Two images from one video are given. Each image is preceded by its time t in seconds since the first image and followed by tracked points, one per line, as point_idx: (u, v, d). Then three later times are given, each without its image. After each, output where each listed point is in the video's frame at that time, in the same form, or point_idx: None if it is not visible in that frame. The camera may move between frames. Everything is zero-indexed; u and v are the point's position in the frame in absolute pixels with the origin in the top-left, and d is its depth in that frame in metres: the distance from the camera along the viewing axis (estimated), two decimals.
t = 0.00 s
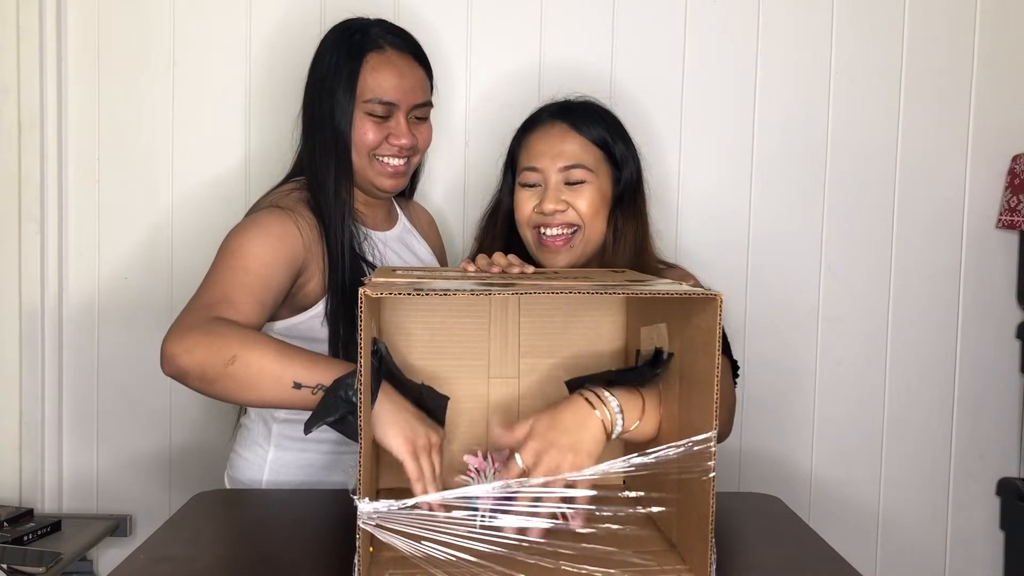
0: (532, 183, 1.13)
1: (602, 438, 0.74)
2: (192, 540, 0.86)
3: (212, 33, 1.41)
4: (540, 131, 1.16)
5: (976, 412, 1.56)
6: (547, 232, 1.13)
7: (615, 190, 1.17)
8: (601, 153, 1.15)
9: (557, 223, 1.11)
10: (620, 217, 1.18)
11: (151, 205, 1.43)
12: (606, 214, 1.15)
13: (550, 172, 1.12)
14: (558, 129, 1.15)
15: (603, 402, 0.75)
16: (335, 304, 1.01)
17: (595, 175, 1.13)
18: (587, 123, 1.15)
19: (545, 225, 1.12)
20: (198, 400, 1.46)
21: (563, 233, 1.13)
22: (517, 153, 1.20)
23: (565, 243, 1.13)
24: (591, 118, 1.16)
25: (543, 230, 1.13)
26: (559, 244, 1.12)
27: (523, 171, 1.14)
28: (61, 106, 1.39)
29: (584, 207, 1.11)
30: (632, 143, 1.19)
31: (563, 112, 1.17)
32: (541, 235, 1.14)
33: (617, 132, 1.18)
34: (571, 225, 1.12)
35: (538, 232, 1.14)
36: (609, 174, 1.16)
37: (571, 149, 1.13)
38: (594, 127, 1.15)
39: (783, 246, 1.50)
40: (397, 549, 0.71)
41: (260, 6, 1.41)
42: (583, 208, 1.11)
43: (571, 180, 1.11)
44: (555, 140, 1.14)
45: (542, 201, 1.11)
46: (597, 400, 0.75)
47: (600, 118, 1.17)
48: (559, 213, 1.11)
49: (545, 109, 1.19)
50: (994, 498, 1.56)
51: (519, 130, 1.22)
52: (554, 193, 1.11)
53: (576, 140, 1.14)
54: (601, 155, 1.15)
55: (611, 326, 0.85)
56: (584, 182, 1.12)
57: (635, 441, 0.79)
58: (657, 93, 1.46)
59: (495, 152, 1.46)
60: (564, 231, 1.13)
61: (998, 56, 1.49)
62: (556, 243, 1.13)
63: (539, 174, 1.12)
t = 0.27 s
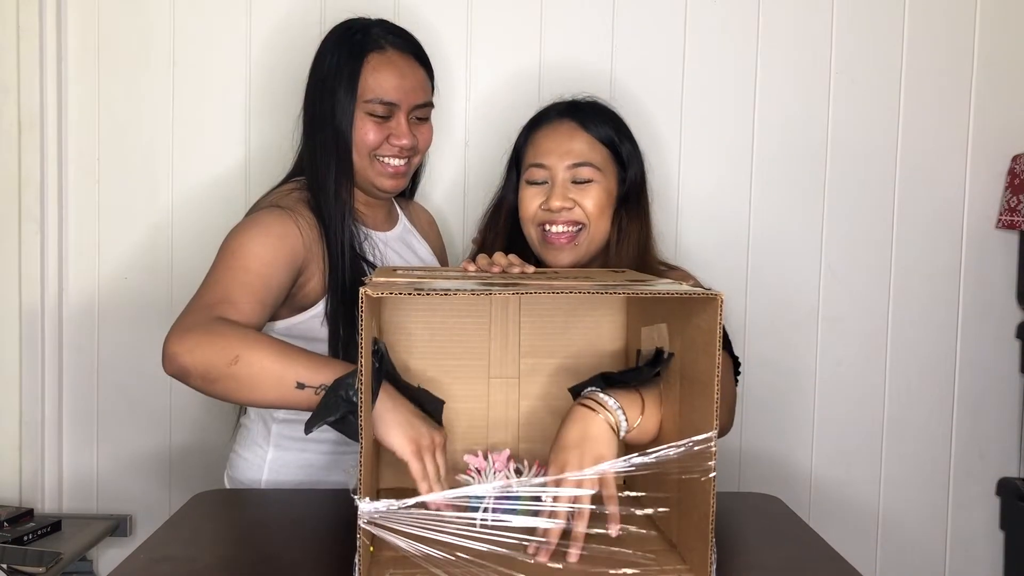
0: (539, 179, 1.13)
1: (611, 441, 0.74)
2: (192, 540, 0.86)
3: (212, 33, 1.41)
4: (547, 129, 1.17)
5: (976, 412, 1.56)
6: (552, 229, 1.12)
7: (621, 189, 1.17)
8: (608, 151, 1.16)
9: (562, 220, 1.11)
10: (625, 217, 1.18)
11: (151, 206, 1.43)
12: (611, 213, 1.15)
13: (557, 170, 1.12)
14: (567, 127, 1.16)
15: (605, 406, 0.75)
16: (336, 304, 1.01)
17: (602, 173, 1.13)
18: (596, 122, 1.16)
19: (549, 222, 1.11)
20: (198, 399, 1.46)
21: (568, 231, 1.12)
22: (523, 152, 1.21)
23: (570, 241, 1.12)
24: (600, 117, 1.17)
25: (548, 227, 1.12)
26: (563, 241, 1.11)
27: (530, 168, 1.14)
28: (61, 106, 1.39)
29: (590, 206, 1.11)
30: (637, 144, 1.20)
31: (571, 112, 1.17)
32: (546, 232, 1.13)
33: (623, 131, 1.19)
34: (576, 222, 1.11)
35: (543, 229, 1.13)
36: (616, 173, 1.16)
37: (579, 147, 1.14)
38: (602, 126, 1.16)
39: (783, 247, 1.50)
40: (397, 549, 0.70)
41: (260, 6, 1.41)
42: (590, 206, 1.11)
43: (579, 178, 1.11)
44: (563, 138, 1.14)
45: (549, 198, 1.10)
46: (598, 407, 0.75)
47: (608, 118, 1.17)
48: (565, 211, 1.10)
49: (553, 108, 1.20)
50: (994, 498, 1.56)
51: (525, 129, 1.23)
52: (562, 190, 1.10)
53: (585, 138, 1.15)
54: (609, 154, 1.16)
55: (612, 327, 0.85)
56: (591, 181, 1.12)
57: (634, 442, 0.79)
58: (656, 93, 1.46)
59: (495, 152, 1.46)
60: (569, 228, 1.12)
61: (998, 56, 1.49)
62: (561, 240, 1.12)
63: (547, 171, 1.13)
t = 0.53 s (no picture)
0: (544, 174, 1.13)
1: (606, 440, 0.74)
2: (192, 540, 0.86)
3: (212, 33, 1.41)
4: (552, 126, 1.17)
5: (976, 413, 1.56)
6: (554, 225, 1.11)
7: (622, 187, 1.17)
8: (612, 148, 1.16)
9: (566, 215, 1.11)
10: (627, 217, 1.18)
11: (151, 206, 1.43)
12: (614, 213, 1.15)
13: (562, 165, 1.12)
14: (572, 124, 1.16)
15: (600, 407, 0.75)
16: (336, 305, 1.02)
17: (606, 170, 1.13)
18: (601, 119, 1.17)
19: (553, 217, 1.11)
20: (198, 399, 1.46)
21: (571, 227, 1.12)
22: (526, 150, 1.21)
23: (573, 237, 1.12)
24: (605, 115, 1.17)
25: (551, 223, 1.11)
26: (566, 237, 1.11)
27: (534, 163, 1.14)
28: (61, 107, 1.39)
29: (594, 202, 1.11)
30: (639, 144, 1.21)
31: (575, 109, 1.18)
32: (548, 228, 1.12)
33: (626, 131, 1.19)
34: (580, 219, 1.11)
35: (546, 226, 1.12)
36: (619, 172, 1.16)
37: (585, 143, 1.14)
38: (607, 125, 1.17)
39: (783, 247, 1.50)
40: (397, 549, 0.70)
41: (260, 6, 1.41)
42: (593, 203, 1.11)
43: (583, 174, 1.12)
44: (569, 134, 1.14)
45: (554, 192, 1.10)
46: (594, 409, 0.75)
47: (613, 117, 1.18)
48: (569, 206, 1.10)
49: (557, 106, 1.20)
50: (994, 498, 1.56)
51: (529, 126, 1.23)
52: (567, 185, 1.11)
53: (590, 135, 1.15)
54: (612, 152, 1.16)
55: (612, 327, 0.85)
56: (595, 177, 1.13)
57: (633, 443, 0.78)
58: (656, 93, 1.46)
59: (495, 152, 1.46)
60: (572, 225, 1.12)
61: (998, 56, 1.49)
62: (564, 236, 1.11)
63: (552, 166, 1.12)
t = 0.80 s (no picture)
0: (545, 169, 1.13)
1: (606, 439, 0.73)
2: (192, 540, 0.86)
3: (212, 33, 1.41)
4: (554, 123, 1.17)
5: (976, 413, 1.56)
6: (555, 220, 1.11)
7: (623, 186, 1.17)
8: (614, 146, 1.16)
9: (566, 210, 1.11)
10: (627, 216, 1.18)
11: (151, 205, 1.43)
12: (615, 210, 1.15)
13: (563, 161, 1.12)
14: (574, 121, 1.16)
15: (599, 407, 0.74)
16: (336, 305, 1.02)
17: (607, 167, 1.14)
18: (603, 118, 1.16)
19: (553, 212, 1.11)
20: (198, 399, 1.46)
21: (572, 222, 1.12)
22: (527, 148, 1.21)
23: (573, 233, 1.12)
24: (608, 113, 1.17)
25: (551, 218, 1.11)
26: (566, 233, 1.11)
27: (536, 159, 1.14)
28: (61, 107, 1.39)
29: (595, 198, 1.11)
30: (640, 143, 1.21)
31: (576, 107, 1.18)
32: (549, 223, 1.12)
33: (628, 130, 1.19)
34: (580, 214, 1.11)
35: (546, 221, 1.12)
36: (620, 170, 1.16)
37: (587, 139, 1.14)
38: (609, 123, 1.16)
39: (783, 247, 1.50)
40: (397, 549, 0.70)
41: (260, 6, 1.41)
42: (594, 198, 1.11)
43: (585, 170, 1.12)
44: (570, 131, 1.15)
45: (555, 187, 1.10)
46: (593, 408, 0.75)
47: (615, 115, 1.18)
48: (570, 201, 1.10)
49: (559, 104, 1.20)
50: (994, 498, 1.56)
51: (531, 125, 1.23)
52: (568, 180, 1.11)
53: (592, 132, 1.15)
54: (614, 150, 1.16)
55: (611, 327, 0.85)
56: (596, 174, 1.13)
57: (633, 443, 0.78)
58: (656, 93, 1.46)
59: (495, 152, 1.46)
60: (573, 220, 1.12)
61: (998, 56, 1.49)
62: (564, 232, 1.11)
63: (553, 162, 1.13)
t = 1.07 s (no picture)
0: (546, 167, 1.13)
1: (598, 443, 0.75)
2: (192, 540, 0.86)
3: (212, 32, 1.41)
4: (556, 123, 1.17)
5: (976, 412, 1.56)
6: (555, 218, 1.12)
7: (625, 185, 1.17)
8: (615, 146, 1.16)
9: (567, 208, 1.11)
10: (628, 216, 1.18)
11: (151, 205, 1.43)
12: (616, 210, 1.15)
13: (565, 159, 1.12)
14: (576, 120, 1.16)
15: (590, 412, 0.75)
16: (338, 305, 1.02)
17: (608, 165, 1.14)
18: (604, 117, 1.16)
19: (554, 210, 1.11)
20: (198, 399, 1.46)
21: (572, 221, 1.12)
22: (529, 147, 1.21)
23: (573, 231, 1.12)
24: (610, 114, 1.17)
25: (552, 216, 1.11)
26: (567, 231, 1.11)
27: (537, 158, 1.14)
28: (61, 107, 1.39)
29: (596, 196, 1.11)
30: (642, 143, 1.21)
31: (578, 107, 1.18)
32: (550, 221, 1.12)
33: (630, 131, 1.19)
34: (581, 212, 1.11)
35: (547, 220, 1.12)
36: (621, 170, 1.16)
37: (588, 139, 1.14)
38: (610, 123, 1.16)
39: (783, 247, 1.50)
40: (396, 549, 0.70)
41: (260, 6, 1.41)
42: (595, 196, 1.11)
43: (586, 168, 1.12)
44: (572, 130, 1.15)
45: (556, 185, 1.11)
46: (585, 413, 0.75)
47: (616, 115, 1.18)
48: (570, 199, 1.10)
49: (561, 104, 1.20)
50: (994, 498, 1.56)
51: (533, 124, 1.23)
52: (568, 178, 1.11)
53: (594, 131, 1.15)
54: (615, 150, 1.16)
55: (611, 327, 0.85)
56: (597, 172, 1.13)
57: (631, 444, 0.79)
58: (656, 93, 1.46)
59: (496, 152, 1.46)
60: (573, 218, 1.12)
61: (998, 56, 1.49)
62: (564, 230, 1.11)
63: (554, 160, 1.13)
